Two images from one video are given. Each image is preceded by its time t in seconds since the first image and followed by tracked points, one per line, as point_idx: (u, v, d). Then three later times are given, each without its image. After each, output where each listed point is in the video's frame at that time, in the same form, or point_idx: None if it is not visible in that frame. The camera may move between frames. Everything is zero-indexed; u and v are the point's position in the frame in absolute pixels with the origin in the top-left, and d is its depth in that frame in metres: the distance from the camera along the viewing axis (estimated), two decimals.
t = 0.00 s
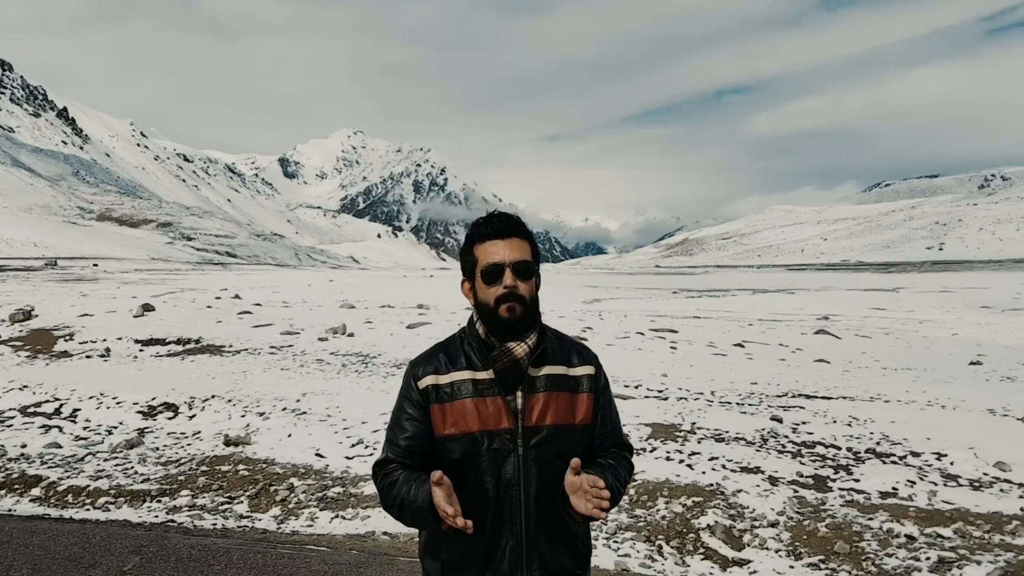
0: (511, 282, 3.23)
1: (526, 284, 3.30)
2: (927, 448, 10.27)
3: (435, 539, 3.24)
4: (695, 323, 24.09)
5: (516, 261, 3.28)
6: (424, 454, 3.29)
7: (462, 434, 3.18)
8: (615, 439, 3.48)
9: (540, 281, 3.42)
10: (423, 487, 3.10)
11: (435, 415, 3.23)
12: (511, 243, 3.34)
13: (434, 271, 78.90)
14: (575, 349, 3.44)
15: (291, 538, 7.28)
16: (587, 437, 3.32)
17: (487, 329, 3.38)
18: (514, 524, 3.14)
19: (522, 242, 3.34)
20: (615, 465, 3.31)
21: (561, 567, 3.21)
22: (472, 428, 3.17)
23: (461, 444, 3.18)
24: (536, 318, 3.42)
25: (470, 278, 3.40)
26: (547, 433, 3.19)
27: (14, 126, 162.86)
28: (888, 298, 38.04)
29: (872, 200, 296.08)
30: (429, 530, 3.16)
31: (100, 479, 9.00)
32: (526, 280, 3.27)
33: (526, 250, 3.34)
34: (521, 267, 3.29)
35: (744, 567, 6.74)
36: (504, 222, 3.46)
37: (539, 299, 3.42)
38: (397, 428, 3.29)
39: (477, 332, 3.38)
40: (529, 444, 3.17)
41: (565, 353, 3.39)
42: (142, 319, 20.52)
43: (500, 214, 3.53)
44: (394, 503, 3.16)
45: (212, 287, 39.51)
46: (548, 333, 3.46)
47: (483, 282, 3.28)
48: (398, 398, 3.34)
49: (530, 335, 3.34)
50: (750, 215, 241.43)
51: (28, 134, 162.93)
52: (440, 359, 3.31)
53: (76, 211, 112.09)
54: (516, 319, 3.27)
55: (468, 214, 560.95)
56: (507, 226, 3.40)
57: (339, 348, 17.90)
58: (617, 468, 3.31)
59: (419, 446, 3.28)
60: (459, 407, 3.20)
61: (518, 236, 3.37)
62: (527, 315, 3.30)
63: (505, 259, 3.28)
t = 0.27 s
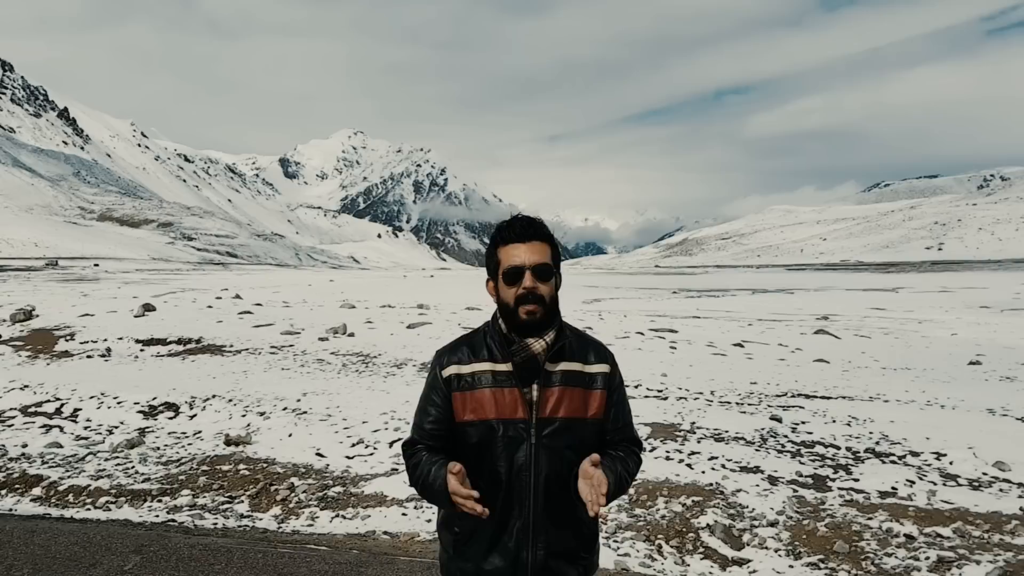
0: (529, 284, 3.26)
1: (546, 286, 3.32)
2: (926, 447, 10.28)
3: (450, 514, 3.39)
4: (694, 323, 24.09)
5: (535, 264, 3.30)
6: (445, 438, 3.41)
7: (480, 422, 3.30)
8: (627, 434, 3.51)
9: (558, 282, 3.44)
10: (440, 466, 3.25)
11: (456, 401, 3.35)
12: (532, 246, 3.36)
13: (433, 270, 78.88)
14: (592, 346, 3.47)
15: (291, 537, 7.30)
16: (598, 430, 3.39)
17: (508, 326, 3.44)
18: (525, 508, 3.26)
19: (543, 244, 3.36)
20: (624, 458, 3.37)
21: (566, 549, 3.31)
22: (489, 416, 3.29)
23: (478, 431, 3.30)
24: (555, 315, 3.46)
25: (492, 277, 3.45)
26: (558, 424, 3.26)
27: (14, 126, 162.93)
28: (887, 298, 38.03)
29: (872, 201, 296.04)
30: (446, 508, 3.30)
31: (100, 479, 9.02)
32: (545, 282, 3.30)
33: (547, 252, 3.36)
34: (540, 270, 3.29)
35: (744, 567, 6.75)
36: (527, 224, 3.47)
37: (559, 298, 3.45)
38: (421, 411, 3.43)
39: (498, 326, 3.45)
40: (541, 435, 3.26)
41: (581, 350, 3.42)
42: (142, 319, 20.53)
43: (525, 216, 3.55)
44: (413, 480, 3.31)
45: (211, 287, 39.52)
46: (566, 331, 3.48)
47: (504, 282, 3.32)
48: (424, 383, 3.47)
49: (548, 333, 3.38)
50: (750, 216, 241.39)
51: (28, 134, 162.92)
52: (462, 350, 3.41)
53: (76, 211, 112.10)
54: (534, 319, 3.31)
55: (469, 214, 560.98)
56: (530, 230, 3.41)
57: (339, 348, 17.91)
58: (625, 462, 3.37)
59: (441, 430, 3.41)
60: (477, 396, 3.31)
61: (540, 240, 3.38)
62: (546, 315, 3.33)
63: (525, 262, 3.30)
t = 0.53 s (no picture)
0: (538, 280, 3.32)
1: (554, 284, 3.38)
2: (927, 447, 10.27)
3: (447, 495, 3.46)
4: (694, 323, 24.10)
5: (545, 262, 3.35)
6: (449, 421, 3.48)
7: (482, 407, 3.37)
8: (629, 434, 3.50)
9: (568, 281, 3.49)
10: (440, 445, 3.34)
11: (461, 386, 3.43)
12: (544, 244, 3.42)
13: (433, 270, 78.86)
14: (598, 344, 3.50)
15: (291, 537, 7.30)
16: (598, 426, 3.40)
17: (516, 319, 3.51)
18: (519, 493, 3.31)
19: (556, 243, 3.43)
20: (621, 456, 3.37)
21: (556, 539, 3.32)
22: (491, 402, 3.36)
23: (480, 416, 3.37)
24: (563, 312, 3.50)
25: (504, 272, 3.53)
26: (557, 417, 3.31)
27: (14, 125, 162.97)
28: (888, 298, 38.02)
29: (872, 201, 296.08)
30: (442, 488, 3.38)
31: (100, 479, 9.02)
32: (555, 279, 3.36)
33: (559, 250, 3.42)
34: (550, 267, 3.34)
35: (744, 567, 6.76)
36: (541, 224, 3.53)
37: (568, 297, 3.50)
38: (429, 394, 3.53)
39: (508, 319, 3.53)
40: (539, 425, 3.31)
41: (586, 347, 3.45)
42: (142, 319, 20.53)
43: (539, 215, 3.61)
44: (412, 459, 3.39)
45: (211, 287, 39.52)
46: (574, 328, 3.52)
47: (513, 276, 3.39)
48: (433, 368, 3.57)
49: (554, 328, 3.42)
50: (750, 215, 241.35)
51: (29, 134, 162.94)
52: (470, 339, 3.50)
53: (76, 211, 112.13)
54: (541, 314, 3.36)
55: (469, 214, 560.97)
56: (543, 228, 3.47)
57: (339, 348, 17.91)
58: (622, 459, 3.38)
59: (447, 414, 3.49)
60: (482, 382, 3.39)
61: (552, 239, 3.43)
62: (553, 310, 3.40)
63: (536, 258, 3.36)
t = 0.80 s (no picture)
0: (534, 281, 3.36)
1: (550, 285, 3.41)
2: (927, 447, 10.28)
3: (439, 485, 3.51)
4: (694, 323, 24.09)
5: (542, 264, 3.39)
6: (447, 414, 3.55)
7: (475, 402, 3.42)
8: (623, 438, 3.47)
9: (566, 283, 3.51)
10: (434, 437, 3.41)
11: (457, 381, 3.50)
12: (542, 245, 3.45)
13: (433, 270, 78.85)
14: (592, 346, 3.51)
15: (291, 537, 7.29)
16: (588, 427, 3.40)
17: (515, 318, 3.55)
18: (504, 487, 3.32)
19: (554, 245, 3.46)
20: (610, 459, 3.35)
21: (539, 536, 3.31)
22: (483, 398, 3.41)
23: (473, 411, 3.42)
24: (560, 313, 3.52)
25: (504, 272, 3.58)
26: (546, 415, 3.32)
27: (14, 125, 162.98)
28: (888, 298, 38.02)
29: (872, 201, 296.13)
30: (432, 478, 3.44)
31: (100, 479, 9.02)
32: (551, 280, 3.40)
33: (558, 253, 3.45)
34: (546, 269, 3.38)
35: (744, 567, 6.76)
36: (543, 226, 3.57)
37: (565, 298, 3.52)
38: (430, 387, 3.61)
39: (507, 318, 3.58)
40: (528, 423, 3.32)
41: (581, 349, 3.46)
42: (142, 319, 20.54)
43: (542, 218, 3.65)
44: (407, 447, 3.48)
45: (211, 287, 39.52)
46: (571, 329, 3.53)
47: (511, 276, 3.45)
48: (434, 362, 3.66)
49: (549, 329, 3.44)
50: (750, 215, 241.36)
51: (29, 134, 162.96)
52: (469, 335, 3.56)
53: (77, 211, 112.14)
54: (537, 314, 3.40)
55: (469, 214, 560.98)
56: (543, 230, 3.50)
57: (339, 348, 17.91)
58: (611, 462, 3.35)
59: (445, 407, 3.56)
60: (477, 377, 3.44)
61: (551, 241, 3.47)
62: (548, 310, 3.43)
63: (533, 261, 3.40)
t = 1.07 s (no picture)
0: (515, 280, 3.45)
1: (533, 283, 3.48)
2: (927, 447, 10.28)
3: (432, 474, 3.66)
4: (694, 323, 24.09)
5: (524, 263, 3.46)
6: (441, 406, 3.70)
7: (462, 395, 3.54)
8: (610, 432, 3.45)
9: (551, 282, 3.55)
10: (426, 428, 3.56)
11: (449, 375, 3.63)
12: (526, 245, 3.53)
13: (433, 270, 78.71)
14: (579, 341, 3.51)
15: (292, 537, 7.30)
16: (572, 420, 3.41)
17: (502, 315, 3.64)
18: (488, 477, 3.40)
19: (538, 245, 3.52)
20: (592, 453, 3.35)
21: (520, 525, 3.35)
22: (470, 391, 3.51)
23: (461, 403, 3.54)
24: (546, 311, 3.57)
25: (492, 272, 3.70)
26: (528, 408, 3.37)
27: (14, 126, 162.94)
28: (888, 298, 38.01)
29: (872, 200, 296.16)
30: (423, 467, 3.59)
31: (100, 479, 9.02)
32: (532, 279, 3.46)
33: (541, 253, 3.50)
34: (527, 268, 3.45)
35: (744, 567, 6.76)
36: (530, 225, 3.64)
37: (551, 296, 3.56)
38: (428, 382, 3.79)
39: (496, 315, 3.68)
40: (510, 416, 3.39)
41: (566, 344, 3.48)
42: (142, 319, 20.53)
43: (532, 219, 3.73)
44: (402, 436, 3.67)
45: (212, 287, 39.51)
46: (558, 325, 3.56)
47: (496, 275, 3.55)
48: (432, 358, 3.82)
49: (534, 325, 3.49)
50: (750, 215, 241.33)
51: (29, 134, 162.85)
52: (461, 332, 3.69)
53: (77, 211, 112.14)
54: (521, 312, 3.49)
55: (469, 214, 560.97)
56: (527, 230, 3.58)
57: (339, 348, 17.91)
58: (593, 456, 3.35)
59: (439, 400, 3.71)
60: (465, 371, 3.55)
61: (536, 241, 3.53)
62: (531, 308, 3.49)
63: (516, 261, 3.48)
